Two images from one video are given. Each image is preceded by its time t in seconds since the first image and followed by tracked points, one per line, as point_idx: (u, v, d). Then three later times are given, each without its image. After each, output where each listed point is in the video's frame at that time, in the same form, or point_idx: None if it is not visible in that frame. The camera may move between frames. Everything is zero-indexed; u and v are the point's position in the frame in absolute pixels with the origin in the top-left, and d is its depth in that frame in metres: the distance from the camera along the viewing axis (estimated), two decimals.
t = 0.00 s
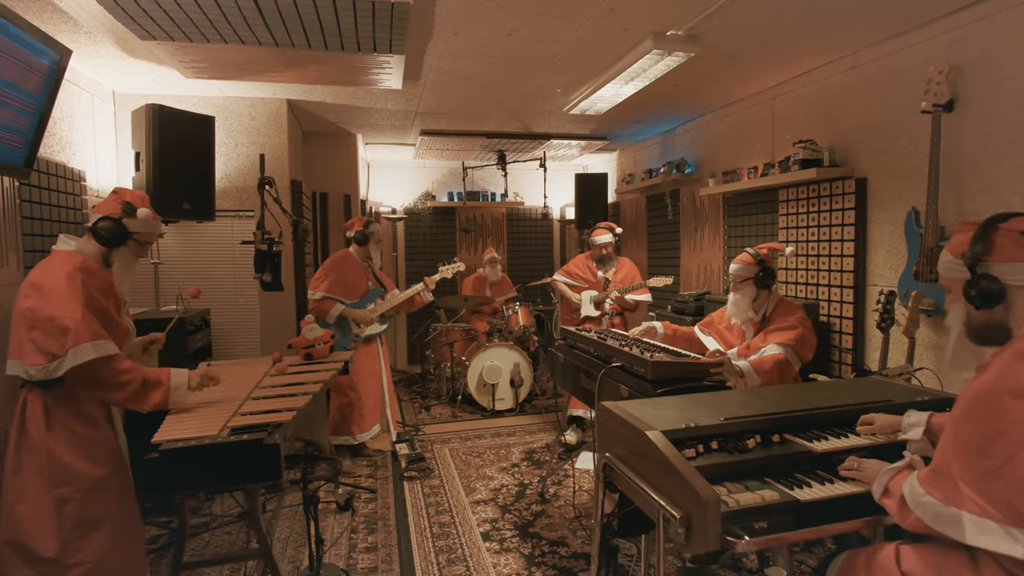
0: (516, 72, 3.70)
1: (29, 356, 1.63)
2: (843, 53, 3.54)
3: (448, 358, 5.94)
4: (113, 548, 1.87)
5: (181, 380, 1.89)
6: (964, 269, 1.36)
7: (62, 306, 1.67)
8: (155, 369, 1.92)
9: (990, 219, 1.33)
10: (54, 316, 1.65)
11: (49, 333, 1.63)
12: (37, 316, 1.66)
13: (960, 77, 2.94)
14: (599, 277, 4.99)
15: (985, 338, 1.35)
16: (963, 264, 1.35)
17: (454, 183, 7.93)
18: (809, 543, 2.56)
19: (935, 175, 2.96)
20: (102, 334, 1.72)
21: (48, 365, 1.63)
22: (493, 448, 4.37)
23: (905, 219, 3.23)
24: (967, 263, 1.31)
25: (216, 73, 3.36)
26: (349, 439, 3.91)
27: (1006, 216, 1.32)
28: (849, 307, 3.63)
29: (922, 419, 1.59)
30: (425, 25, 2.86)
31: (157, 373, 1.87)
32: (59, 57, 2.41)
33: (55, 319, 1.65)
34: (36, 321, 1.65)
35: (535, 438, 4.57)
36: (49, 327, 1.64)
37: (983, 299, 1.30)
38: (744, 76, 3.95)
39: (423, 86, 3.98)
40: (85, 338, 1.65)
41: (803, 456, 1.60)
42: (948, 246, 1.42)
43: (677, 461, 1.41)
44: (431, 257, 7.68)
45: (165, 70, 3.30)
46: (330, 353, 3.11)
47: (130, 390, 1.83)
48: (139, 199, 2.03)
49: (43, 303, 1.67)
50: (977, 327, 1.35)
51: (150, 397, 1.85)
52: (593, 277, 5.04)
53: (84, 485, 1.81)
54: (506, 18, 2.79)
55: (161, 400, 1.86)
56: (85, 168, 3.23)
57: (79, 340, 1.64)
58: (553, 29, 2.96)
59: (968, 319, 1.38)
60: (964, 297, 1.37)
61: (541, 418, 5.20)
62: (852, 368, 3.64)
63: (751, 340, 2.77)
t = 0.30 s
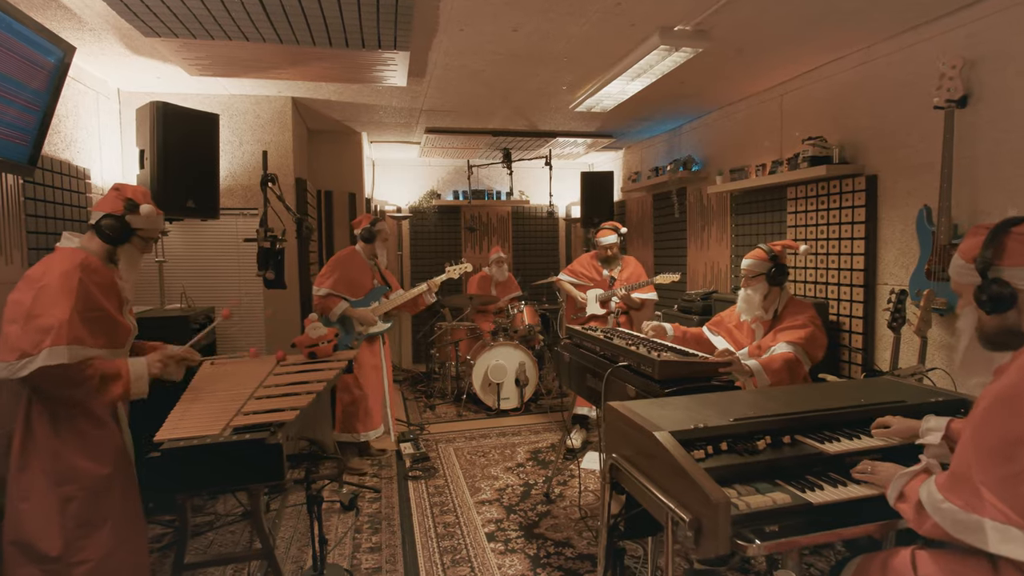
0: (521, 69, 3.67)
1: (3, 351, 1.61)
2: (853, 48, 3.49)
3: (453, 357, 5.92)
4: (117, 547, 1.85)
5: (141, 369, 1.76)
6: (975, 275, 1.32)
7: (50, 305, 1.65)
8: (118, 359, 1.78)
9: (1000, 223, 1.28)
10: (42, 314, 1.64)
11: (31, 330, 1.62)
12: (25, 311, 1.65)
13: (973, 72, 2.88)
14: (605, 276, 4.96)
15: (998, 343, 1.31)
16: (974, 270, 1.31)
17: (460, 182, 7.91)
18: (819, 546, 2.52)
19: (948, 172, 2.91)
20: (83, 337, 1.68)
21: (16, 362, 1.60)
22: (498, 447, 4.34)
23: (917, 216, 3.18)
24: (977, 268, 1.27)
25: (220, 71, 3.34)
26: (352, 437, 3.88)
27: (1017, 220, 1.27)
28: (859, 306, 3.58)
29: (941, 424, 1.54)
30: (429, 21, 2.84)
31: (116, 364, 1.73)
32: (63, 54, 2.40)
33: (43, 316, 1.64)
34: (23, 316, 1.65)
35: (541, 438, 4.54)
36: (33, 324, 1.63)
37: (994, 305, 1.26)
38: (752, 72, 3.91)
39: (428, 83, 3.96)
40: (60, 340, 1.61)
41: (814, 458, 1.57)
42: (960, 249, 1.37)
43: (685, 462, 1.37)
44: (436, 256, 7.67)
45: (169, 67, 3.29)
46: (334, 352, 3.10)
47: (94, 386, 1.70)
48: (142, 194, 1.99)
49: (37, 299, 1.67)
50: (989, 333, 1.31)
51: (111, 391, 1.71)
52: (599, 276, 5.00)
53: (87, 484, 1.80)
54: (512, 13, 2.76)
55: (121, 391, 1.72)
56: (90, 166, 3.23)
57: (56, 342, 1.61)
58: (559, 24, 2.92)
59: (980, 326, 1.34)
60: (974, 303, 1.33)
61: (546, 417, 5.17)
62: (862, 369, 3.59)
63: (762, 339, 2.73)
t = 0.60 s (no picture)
0: (526, 68, 3.65)
1: None
2: (862, 47, 3.45)
3: (458, 358, 5.91)
4: (124, 547, 1.85)
5: (123, 390, 1.74)
6: (988, 274, 1.30)
7: (45, 304, 1.66)
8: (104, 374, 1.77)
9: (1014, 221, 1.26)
10: (38, 313, 1.65)
11: (24, 329, 1.63)
12: (20, 309, 1.67)
13: (985, 70, 2.85)
14: (609, 276, 4.94)
15: (1014, 346, 1.27)
16: (989, 268, 1.29)
17: (465, 182, 7.91)
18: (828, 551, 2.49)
19: (959, 172, 2.87)
20: (77, 337, 1.68)
21: (8, 360, 1.61)
22: (503, 449, 4.33)
23: (927, 217, 3.14)
24: (992, 267, 1.25)
25: (225, 71, 3.35)
26: (358, 442, 3.89)
27: None
28: (867, 308, 3.55)
29: (948, 421, 1.54)
30: (434, 22, 2.83)
31: (98, 380, 1.72)
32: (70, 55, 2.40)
33: (39, 315, 1.65)
34: (19, 314, 1.66)
35: (546, 439, 4.53)
36: (28, 323, 1.64)
37: (1012, 306, 1.24)
38: (759, 71, 3.87)
39: (433, 83, 3.95)
40: (52, 339, 1.62)
41: (823, 462, 1.54)
42: (971, 249, 1.36)
43: (692, 466, 1.35)
44: (441, 256, 7.67)
45: (175, 68, 3.30)
46: (339, 353, 3.10)
47: (73, 397, 1.69)
48: (145, 194, 1.98)
49: (34, 298, 1.68)
50: (1006, 336, 1.28)
51: (87, 406, 1.71)
52: (603, 277, 4.98)
53: (94, 484, 1.80)
54: (517, 13, 2.75)
55: (97, 409, 1.72)
56: (96, 167, 3.24)
57: (48, 340, 1.61)
58: (564, 24, 2.90)
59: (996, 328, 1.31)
60: (990, 302, 1.31)
61: (551, 419, 5.15)
62: (871, 371, 3.55)
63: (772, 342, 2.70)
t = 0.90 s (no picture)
0: (531, 69, 3.65)
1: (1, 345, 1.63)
2: (870, 46, 3.42)
3: (464, 358, 5.91)
4: (127, 549, 1.85)
5: (118, 395, 1.74)
6: (993, 275, 1.28)
7: (53, 304, 1.67)
8: (102, 377, 1.77)
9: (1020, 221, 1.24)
10: (45, 312, 1.66)
11: (30, 328, 1.64)
12: (28, 307, 1.68)
13: (996, 69, 2.81)
14: (615, 276, 4.93)
15: (1020, 347, 1.25)
16: (994, 268, 1.27)
17: (471, 183, 7.91)
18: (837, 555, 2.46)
19: (970, 172, 2.83)
20: (84, 336, 1.69)
21: (11, 358, 1.62)
22: (509, 450, 4.32)
23: (937, 218, 3.10)
24: (996, 268, 1.23)
25: (232, 73, 3.36)
26: (361, 441, 3.89)
27: None
28: (877, 309, 3.51)
29: (954, 429, 1.48)
30: (439, 23, 2.82)
31: (97, 382, 1.72)
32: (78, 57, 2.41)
33: (46, 314, 1.66)
34: (26, 312, 1.67)
35: (552, 440, 4.51)
36: (35, 322, 1.65)
37: (1015, 307, 1.21)
38: (766, 71, 3.84)
39: (438, 84, 3.95)
40: (58, 339, 1.63)
41: (831, 466, 1.52)
42: (977, 249, 1.34)
43: (697, 471, 1.34)
44: (447, 257, 7.67)
45: (182, 70, 3.31)
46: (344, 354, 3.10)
47: (69, 397, 1.70)
48: (154, 195, 1.98)
49: (42, 297, 1.69)
50: (1009, 338, 1.26)
51: (82, 408, 1.70)
52: (609, 278, 4.97)
53: (100, 485, 1.80)
54: (522, 13, 2.74)
55: (90, 413, 1.71)
56: (104, 169, 3.27)
57: (53, 340, 1.62)
58: (570, 24, 2.89)
59: (1000, 329, 1.28)
60: (993, 303, 1.29)
61: (557, 420, 5.14)
62: (880, 373, 3.52)
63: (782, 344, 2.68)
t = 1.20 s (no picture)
0: (536, 67, 3.63)
1: (3, 345, 1.64)
2: (879, 43, 3.37)
3: (470, 358, 5.90)
4: (129, 549, 1.85)
5: (121, 395, 1.73)
6: (1002, 279, 1.25)
7: (55, 305, 1.67)
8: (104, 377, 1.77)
9: None
10: (47, 313, 1.66)
11: (32, 328, 1.64)
12: (30, 307, 1.68)
13: (1008, 65, 2.75)
14: (621, 276, 4.86)
15: None
16: (1002, 273, 1.24)
17: (477, 182, 7.90)
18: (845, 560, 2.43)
19: (981, 170, 2.78)
20: (85, 337, 1.69)
21: (15, 358, 1.62)
22: (513, 451, 4.30)
23: (948, 217, 3.05)
24: (1004, 271, 1.19)
25: (236, 73, 3.36)
26: (369, 448, 3.88)
27: None
28: (886, 310, 3.46)
29: (968, 439, 1.41)
30: (441, 21, 2.81)
31: (98, 382, 1.72)
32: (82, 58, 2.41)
33: (47, 315, 1.66)
34: (27, 312, 1.67)
35: (557, 441, 4.49)
36: (37, 322, 1.65)
37: None
38: (774, 68, 3.80)
39: (443, 83, 3.93)
40: (59, 339, 1.63)
41: (837, 471, 1.49)
42: (984, 252, 1.31)
43: (700, 475, 1.31)
44: (453, 257, 7.66)
45: (187, 71, 3.32)
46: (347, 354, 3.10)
47: (71, 396, 1.70)
48: (158, 198, 2.00)
49: (43, 298, 1.69)
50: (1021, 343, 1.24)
51: (84, 409, 1.70)
52: (614, 277, 4.90)
53: (102, 485, 1.80)
54: (525, 11, 2.72)
55: (93, 413, 1.71)
56: (110, 169, 3.28)
57: (54, 340, 1.62)
58: (574, 22, 2.87)
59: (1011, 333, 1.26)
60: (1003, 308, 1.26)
61: (562, 420, 5.11)
62: (889, 375, 3.47)
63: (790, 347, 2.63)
